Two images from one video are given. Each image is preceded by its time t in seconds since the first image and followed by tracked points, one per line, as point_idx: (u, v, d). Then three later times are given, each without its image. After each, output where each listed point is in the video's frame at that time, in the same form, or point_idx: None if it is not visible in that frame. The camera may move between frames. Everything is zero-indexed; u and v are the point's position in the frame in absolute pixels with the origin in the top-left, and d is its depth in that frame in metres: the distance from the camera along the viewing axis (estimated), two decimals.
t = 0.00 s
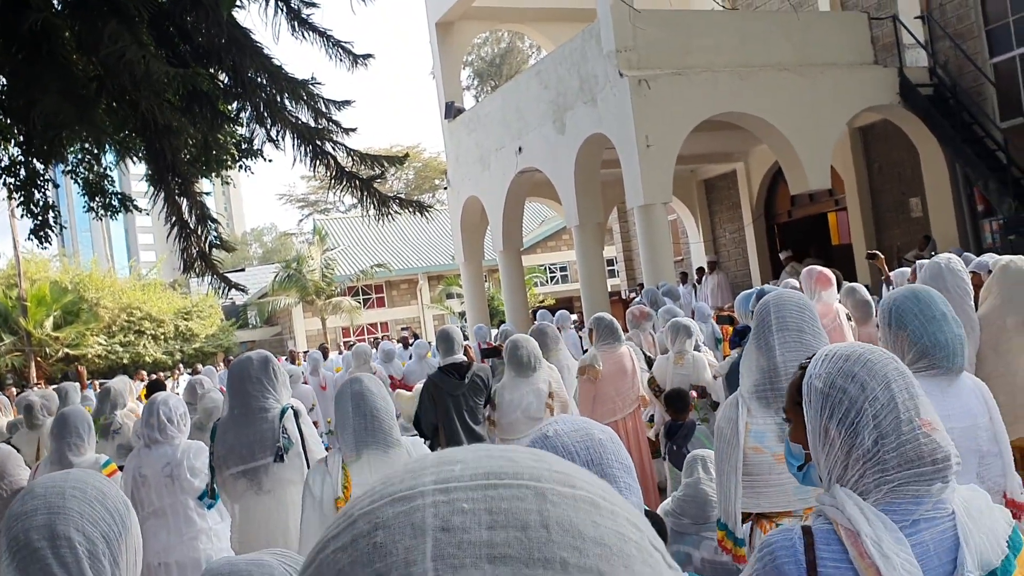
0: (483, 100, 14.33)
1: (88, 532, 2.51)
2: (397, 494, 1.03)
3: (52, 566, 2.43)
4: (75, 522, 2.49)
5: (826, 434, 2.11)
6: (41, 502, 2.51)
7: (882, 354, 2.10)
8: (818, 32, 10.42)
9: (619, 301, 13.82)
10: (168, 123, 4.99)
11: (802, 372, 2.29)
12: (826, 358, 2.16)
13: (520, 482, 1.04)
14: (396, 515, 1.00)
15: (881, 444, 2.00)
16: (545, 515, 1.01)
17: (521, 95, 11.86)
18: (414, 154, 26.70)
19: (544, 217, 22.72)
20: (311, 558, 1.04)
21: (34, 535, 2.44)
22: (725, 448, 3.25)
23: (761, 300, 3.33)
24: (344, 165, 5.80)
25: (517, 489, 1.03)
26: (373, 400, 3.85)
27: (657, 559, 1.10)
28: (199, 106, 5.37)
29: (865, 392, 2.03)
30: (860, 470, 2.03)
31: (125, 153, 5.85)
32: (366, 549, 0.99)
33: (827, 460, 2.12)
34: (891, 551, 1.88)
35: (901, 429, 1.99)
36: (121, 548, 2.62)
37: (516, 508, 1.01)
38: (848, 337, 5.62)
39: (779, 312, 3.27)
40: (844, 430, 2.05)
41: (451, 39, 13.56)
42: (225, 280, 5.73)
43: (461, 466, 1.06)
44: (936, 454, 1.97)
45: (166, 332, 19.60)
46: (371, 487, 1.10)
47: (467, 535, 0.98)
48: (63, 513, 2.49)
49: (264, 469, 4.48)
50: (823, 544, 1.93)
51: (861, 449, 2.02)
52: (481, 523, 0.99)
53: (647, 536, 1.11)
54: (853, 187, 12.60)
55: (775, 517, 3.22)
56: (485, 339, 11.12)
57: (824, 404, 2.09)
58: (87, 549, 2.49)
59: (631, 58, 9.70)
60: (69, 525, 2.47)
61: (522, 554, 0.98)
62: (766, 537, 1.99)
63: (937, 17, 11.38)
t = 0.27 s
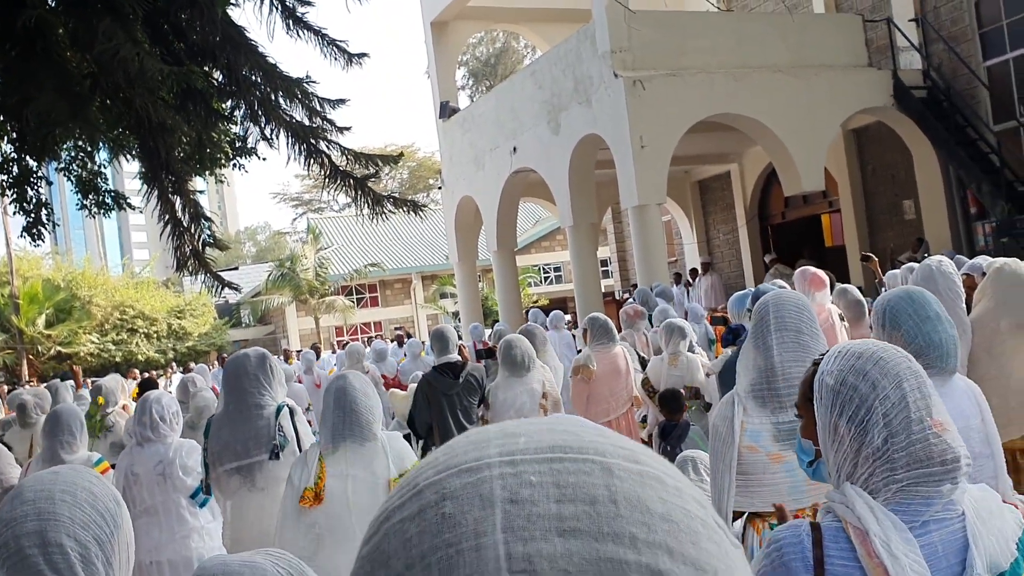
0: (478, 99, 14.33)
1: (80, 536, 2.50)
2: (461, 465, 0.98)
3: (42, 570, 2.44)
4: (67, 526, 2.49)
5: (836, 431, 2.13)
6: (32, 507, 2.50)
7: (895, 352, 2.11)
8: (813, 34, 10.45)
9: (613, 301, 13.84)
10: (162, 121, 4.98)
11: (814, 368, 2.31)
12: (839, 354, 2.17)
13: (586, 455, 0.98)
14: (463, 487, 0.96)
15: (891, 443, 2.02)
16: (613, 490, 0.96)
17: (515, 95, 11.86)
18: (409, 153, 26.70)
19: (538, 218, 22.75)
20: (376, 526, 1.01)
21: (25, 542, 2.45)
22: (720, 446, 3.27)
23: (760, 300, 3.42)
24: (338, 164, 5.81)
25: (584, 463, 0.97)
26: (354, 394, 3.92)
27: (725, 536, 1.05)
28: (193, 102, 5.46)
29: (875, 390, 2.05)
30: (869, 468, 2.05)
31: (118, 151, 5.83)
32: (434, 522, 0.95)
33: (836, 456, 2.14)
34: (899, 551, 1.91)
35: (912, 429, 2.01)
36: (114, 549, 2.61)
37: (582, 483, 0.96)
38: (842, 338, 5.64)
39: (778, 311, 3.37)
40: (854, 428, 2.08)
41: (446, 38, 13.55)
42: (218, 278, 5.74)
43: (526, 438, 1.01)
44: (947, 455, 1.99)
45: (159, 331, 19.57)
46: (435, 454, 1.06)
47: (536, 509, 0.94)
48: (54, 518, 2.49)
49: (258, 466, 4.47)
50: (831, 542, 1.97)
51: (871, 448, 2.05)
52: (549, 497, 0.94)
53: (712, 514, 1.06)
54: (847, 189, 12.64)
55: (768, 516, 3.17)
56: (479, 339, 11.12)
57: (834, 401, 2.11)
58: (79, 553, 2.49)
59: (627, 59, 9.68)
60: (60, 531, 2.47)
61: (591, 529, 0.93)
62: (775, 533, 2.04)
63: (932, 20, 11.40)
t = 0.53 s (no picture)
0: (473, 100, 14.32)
1: (73, 534, 2.49)
2: (535, 442, 0.95)
3: (36, 567, 2.42)
4: (61, 524, 2.48)
5: (841, 426, 2.28)
6: (25, 504, 2.49)
7: (904, 353, 2.23)
8: (807, 37, 10.49)
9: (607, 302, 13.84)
10: (156, 121, 4.96)
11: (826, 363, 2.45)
12: (849, 353, 2.31)
13: (660, 436, 0.95)
14: (540, 462, 0.93)
15: (891, 440, 2.16)
16: (688, 470, 0.93)
17: (510, 95, 11.87)
18: (404, 153, 26.67)
19: (533, 218, 22.74)
20: (452, 498, 0.97)
21: (18, 538, 2.42)
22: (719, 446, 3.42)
23: (760, 301, 3.52)
24: (333, 164, 5.80)
25: (660, 443, 0.94)
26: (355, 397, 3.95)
27: (797, 519, 1.01)
28: (187, 102, 5.44)
29: (880, 388, 2.19)
30: (871, 464, 2.20)
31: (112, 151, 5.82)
32: (512, 495, 0.91)
33: (841, 451, 2.29)
34: (895, 543, 2.05)
35: (913, 429, 2.14)
36: (107, 548, 2.61)
37: (657, 462, 0.93)
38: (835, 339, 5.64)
39: (777, 312, 3.45)
40: (858, 425, 2.22)
41: (441, 38, 13.55)
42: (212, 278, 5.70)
43: (598, 417, 0.98)
44: (946, 456, 2.11)
45: (152, 330, 19.52)
46: (509, 428, 1.03)
47: (613, 486, 0.91)
48: (48, 515, 2.47)
49: (252, 468, 4.46)
50: (831, 533, 2.14)
51: (873, 444, 2.19)
52: (626, 474, 0.91)
53: (784, 499, 1.02)
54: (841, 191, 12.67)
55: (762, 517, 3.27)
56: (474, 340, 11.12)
57: (840, 397, 2.26)
58: (72, 551, 2.48)
59: (622, 60, 9.69)
60: (54, 528, 2.46)
61: (667, 507, 0.90)
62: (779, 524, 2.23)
63: (926, 22, 11.43)
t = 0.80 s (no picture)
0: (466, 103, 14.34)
1: (67, 539, 2.49)
2: (593, 421, 0.87)
3: (28, 571, 2.42)
4: (55, 529, 2.47)
5: (834, 421, 2.32)
6: (19, 509, 2.49)
7: (895, 347, 2.25)
8: (800, 41, 10.52)
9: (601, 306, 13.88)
10: (150, 123, 4.92)
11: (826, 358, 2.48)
12: (844, 350, 2.33)
13: (717, 418, 0.87)
14: (599, 441, 0.85)
15: (881, 435, 2.20)
16: (747, 452, 0.85)
17: (504, 99, 11.88)
18: (398, 157, 26.70)
19: (526, 222, 22.80)
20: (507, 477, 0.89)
21: (11, 544, 2.43)
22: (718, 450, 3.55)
23: (764, 302, 3.52)
24: (327, 167, 5.80)
25: (717, 425, 0.86)
26: (376, 398, 4.24)
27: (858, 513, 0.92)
28: (181, 105, 5.42)
29: (868, 385, 2.21)
30: (865, 459, 2.25)
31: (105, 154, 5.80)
32: (573, 471, 0.84)
33: (836, 444, 2.34)
34: (899, 539, 2.08)
35: (901, 424, 2.17)
36: (103, 552, 2.59)
37: (717, 445, 0.85)
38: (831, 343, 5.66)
39: (780, 314, 3.45)
40: (849, 420, 2.26)
41: (435, 42, 13.54)
42: (207, 282, 5.79)
43: (655, 398, 0.89)
44: (934, 453, 2.15)
45: (146, 333, 19.51)
46: (565, 409, 0.94)
47: (673, 466, 0.83)
48: (41, 520, 2.47)
49: (247, 471, 4.44)
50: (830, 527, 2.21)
51: (865, 439, 2.23)
52: (684, 455, 0.83)
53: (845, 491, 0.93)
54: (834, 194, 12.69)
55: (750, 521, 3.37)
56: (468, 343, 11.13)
57: (832, 393, 2.29)
58: (67, 556, 2.47)
59: (615, 64, 9.70)
60: (47, 533, 2.45)
61: (727, 488, 0.82)
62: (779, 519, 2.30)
63: (919, 27, 11.40)
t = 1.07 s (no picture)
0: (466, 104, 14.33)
1: (70, 536, 2.48)
2: (653, 409, 0.92)
3: (31, 568, 2.41)
4: (58, 527, 2.47)
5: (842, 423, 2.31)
6: (24, 505, 2.48)
7: (905, 351, 2.25)
8: (800, 43, 10.53)
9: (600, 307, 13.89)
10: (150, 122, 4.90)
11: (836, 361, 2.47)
12: (856, 352, 2.32)
13: (776, 409, 0.91)
14: (662, 430, 0.90)
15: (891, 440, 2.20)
16: (807, 441, 0.89)
17: (504, 99, 11.88)
18: (397, 157, 26.66)
19: (525, 222, 22.78)
20: (567, 463, 0.94)
21: (14, 540, 2.42)
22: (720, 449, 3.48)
23: (775, 302, 3.54)
24: (327, 166, 5.80)
25: (777, 414, 0.90)
26: (384, 396, 4.26)
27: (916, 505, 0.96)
28: (181, 103, 5.46)
29: (879, 390, 2.21)
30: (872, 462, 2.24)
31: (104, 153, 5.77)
32: (636, 457, 0.89)
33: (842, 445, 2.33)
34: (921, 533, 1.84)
35: (913, 429, 2.17)
36: (105, 551, 2.59)
37: (776, 434, 0.89)
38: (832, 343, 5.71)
39: (791, 314, 3.47)
40: (858, 422, 2.26)
41: (435, 41, 13.53)
42: (207, 281, 5.80)
43: (714, 387, 0.94)
44: (944, 460, 2.16)
45: (144, 332, 19.49)
46: (623, 397, 0.99)
47: (734, 452, 0.87)
48: (46, 517, 2.46)
49: (248, 470, 4.44)
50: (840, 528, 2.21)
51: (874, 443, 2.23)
52: (746, 442, 0.88)
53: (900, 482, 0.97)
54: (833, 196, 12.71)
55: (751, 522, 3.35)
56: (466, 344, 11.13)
57: (842, 397, 2.28)
58: (70, 554, 2.47)
59: (616, 65, 9.71)
60: (51, 531, 2.45)
61: (789, 473, 0.87)
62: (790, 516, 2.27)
63: (918, 29, 11.41)
